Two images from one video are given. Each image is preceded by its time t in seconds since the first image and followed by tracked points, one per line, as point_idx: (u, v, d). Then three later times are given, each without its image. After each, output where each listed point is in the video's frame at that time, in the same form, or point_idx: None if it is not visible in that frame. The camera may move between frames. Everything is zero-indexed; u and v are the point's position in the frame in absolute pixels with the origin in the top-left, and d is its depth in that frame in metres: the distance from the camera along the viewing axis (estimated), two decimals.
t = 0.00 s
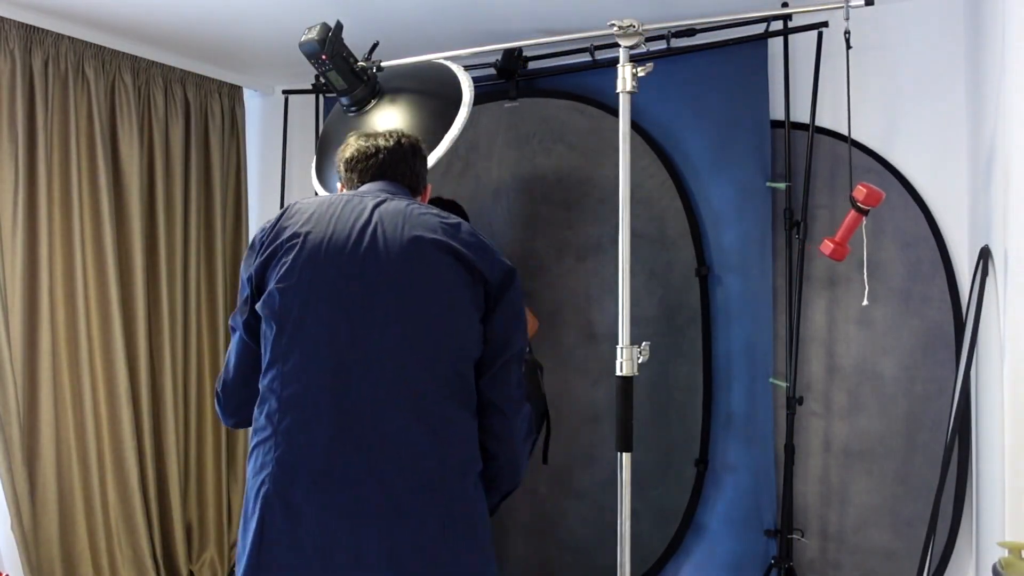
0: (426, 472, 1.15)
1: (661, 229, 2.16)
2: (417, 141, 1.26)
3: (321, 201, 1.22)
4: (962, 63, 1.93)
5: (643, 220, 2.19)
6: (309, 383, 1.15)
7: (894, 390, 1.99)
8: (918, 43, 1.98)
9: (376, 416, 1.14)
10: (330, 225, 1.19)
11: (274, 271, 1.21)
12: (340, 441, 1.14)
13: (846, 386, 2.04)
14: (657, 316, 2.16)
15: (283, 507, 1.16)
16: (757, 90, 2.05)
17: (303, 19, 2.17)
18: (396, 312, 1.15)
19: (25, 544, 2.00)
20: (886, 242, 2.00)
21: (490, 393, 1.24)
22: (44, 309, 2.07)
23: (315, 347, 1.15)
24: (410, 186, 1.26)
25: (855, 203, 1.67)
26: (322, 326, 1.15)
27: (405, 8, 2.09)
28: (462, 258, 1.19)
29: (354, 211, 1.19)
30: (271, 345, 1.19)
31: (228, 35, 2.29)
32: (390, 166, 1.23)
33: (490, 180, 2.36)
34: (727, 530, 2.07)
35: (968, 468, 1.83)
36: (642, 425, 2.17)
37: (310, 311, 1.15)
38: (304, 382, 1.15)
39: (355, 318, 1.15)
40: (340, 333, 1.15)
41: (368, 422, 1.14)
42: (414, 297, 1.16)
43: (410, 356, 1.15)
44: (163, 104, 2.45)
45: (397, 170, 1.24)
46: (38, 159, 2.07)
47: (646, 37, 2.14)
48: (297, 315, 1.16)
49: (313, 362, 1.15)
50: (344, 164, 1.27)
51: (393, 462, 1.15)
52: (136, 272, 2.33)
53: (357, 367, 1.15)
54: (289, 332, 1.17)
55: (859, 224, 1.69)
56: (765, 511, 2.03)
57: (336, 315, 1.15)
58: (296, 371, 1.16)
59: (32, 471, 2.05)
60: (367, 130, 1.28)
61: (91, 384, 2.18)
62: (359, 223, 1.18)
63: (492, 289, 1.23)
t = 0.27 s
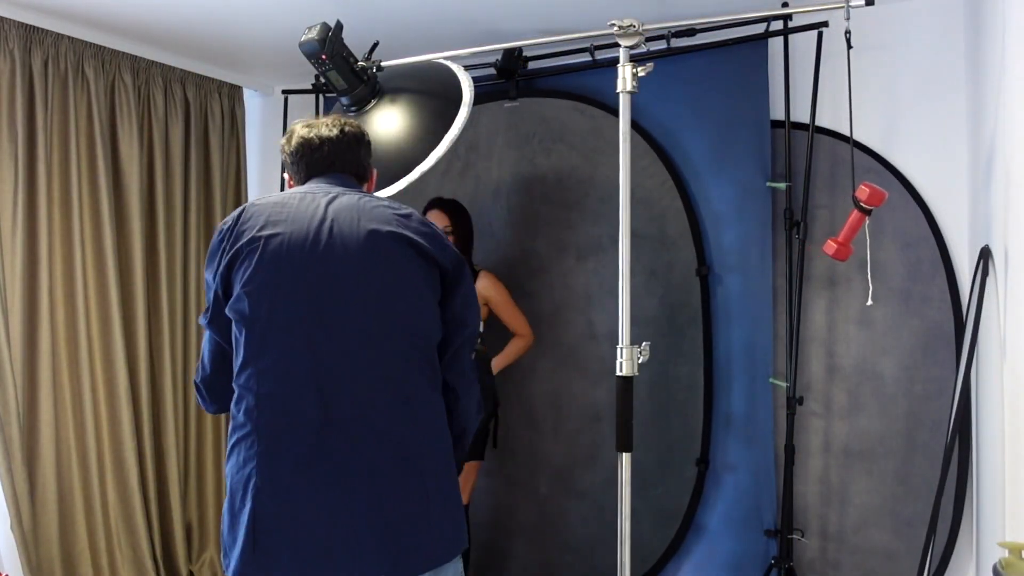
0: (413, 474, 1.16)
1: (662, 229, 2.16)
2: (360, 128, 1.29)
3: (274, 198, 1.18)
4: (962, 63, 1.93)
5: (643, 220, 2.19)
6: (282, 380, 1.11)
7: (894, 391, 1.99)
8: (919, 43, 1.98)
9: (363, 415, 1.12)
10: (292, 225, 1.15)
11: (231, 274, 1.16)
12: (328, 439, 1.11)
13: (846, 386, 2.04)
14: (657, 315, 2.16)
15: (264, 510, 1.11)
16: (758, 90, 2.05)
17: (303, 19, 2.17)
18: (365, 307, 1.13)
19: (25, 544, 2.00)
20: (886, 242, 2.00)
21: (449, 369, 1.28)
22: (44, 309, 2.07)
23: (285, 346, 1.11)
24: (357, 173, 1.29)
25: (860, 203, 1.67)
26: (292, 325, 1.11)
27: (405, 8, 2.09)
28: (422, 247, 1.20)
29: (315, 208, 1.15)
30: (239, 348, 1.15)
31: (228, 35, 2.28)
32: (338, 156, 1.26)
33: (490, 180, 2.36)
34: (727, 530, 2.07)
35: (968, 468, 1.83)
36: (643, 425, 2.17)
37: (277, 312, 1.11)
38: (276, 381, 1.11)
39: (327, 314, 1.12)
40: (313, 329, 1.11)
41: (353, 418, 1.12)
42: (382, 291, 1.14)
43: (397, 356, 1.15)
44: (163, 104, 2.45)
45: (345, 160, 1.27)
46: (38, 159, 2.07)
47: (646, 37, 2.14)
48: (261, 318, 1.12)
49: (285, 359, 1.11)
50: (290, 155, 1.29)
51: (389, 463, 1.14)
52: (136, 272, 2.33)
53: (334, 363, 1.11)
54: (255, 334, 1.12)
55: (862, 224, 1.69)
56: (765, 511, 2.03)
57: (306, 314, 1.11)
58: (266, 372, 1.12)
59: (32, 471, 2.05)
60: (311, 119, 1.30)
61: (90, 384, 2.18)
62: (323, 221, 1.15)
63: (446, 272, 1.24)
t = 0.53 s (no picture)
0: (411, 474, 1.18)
1: (663, 229, 2.16)
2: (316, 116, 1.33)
3: (260, 190, 1.16)
4: (962, 63, 1.93)
5: (643, 220, 2.19)
6: (276, 374, 1.10)
7: (894, 391, 1.99)
8: (918, 43, 1.98)
9: (363, 413, 1.13)
10: (281, 218, 1.14)
11: (214, 267, 1.13)
12: (327, 437, 1.11)
13: (846, 387, 2.04)
14: (658, 315, 2.17)
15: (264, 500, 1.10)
16: (758, 90, 2.05)
17: (303, 19, 2.17)
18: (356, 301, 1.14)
19: (25, 544, 2.00)
20: (886, 242, 2.00)
21: (427, 360, 1.31)
22: (44, 309, 2.07)
23: (278, 340, 1.10)
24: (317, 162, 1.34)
25: (853, 204, 1.67)
26: (286, 319, 1.10)
27: (405, 9, 2.09)
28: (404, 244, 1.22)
29: (305, 202, 1.15)
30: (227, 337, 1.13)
31: (228, 35, 2.28)
32: (296, 147, 1.31)
33: (490, 180, 2.37)
34: (728, 530, 2.07)
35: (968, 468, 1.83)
36: (643, 425, 2.18)
37: (269, 306, 1.10)
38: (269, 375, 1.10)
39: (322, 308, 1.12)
40: (308, 323, 1.11)
41: (356, 418, 1.13)
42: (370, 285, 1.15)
43: (393, 355, 1.17)
44: (163, 104, 2.45)
45: (304, 150, 1.32)
46: (38, 159, 2.07)
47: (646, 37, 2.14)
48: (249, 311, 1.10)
49: (280, 352, 1.10)
50: (249, 147, 1.33)
51: (388, 460, 1.15)
52: (137, 272, 2.33)
53: (332, 358, 1.12)
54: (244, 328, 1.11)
55: (854, 223, 1.68)
56: (765, 511, 2.03)
57: (299, 307, 1.11)
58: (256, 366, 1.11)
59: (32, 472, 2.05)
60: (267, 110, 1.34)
61: (90, 383, 2.18)
62: (314, 216, 1.15)
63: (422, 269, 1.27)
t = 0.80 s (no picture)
0: (410, 473, 1.25)
1: (663, 229, 2.17)
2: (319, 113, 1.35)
3: (264, 188, 1.15)
4: (961, 63, 1.93)
5: (643, 220, 2.20)
6: (277, 376, 1.11)
7: (894, 391, 1.99)
8: (918, 43, 1.98)
9: (364, 412, 1.17)
10: (286, 220, 1.13)
11: (215, 264, 1.12)
12: (326, 436, 1.14)
13: (846, 387, 2.04)
14: (658, 315, 2.17)
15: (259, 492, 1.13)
16: (758, 91, 2.05)
17: (303, 19, 2.17)
18: (356, 309, 1.15)
19: (25, 544, 1.99)
20: (886, 242, 2.00)
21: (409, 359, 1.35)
22: (44, 308, 2.07)
23: (281, 345, 1.11)
24: (317, 160, 1.35)
25: (845, 204, 1.67)
26: (289, 324, 1.11)
27: (404, 9, 2.09)
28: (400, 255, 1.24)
29: (308, 207, 1.15)
30: (225, 332, 1.13)
31: (227, 35, 2.29)
32: (298, 144, 1.32)
33: (490, 179, 2.37)
34: (727, 529, 2.07)
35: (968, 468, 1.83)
36: (643, 425, 2.18)
37: (271, 308, 1.10)
38: (270, 377, 1.11)
39: (327, 315, 1.12)
40: (311, 329, 1.12)
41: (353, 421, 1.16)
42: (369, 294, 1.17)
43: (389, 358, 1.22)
44: (163, 104, 2.45)
45: (305, 148, 1.34)
46: (38, 159, 2.07)
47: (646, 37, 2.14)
48: (251, 312, 1.10)
49: (281, 358, 1.11)
50: (251, 141, 1.34)
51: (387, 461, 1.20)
52: (136, 272, 2.33)
53: (334, 366, 1.14)
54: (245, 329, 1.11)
55: (848, 223, 1.68)
56: (765, 512, 2.03)
57: (302, 312, 1.11)
58: (258, 367, 1.11)
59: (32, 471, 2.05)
60: (271, 106, 1.36)
61: (90, 383, 2.18)
62: (319, 220, 1.15)
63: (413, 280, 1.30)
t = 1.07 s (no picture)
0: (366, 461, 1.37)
1: (663, 230, 2.17)
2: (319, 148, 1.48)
3: (272, 202, 1.26)
4: (961, 63, 1.93)
5: (644, 220, 2.20)
6: (273, 376, 1.22)
7: (894, 391, 1.99)
8: (917, 43, 1.98)
9: (336, 403, 1.28)
10: (291, 234, 1.24)
11: (221, 268, 1.21)
12: (306, 422, 1.25)
13: (846, 386, 2.04)
14: (658, 315, 2.17)
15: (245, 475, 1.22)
16: (759, 91, 2.05)
17: (303, 19, 2.17)
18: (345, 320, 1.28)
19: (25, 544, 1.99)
20: (886, 242, 2.00)
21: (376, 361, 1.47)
22: (44, 308, 2.07)
23: (280, 348, 1.22)
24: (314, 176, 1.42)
25: (845, 204, 1.66)
26: (288, 330, 1.22)
27: (404, 9, 2.09)
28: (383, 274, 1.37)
29: (306, 225, 1.26)
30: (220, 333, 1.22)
31: (226, 35, 2.28)
32: (301, 157, 1.39)
33: (490, 179, 2.37)
34: (727, 529, 2.07)
35: (969, 468, 1.83)
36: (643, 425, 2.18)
37: (272, 315, 1.21)
38: (263, 376, 1.22)
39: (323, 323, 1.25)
40: (308, 335, 1.23)
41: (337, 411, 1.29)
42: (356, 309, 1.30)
43: (364, 360, 1.34)
44: (163, 104, 2.45)
45: (305, 164, 1.41)
46: (38, 159, 2.06)
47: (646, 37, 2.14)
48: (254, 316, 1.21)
49: (278, 358, 1.22)
50: (255, 149, 1.39)
51: (350, 448, 1.32)
52: (136, 271, 2.33)
53: (326, 366, 1.26)
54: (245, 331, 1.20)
55: (849, 223, 1.68)
56: (765, 512, 2.03)
57: (299, 320, 1.23)
58: (253, 367, 1.21)
59: (32, 471, 2.05)
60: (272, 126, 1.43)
61: (90, 383, 2.18)
62: (320, 238, 1.26)
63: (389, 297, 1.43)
